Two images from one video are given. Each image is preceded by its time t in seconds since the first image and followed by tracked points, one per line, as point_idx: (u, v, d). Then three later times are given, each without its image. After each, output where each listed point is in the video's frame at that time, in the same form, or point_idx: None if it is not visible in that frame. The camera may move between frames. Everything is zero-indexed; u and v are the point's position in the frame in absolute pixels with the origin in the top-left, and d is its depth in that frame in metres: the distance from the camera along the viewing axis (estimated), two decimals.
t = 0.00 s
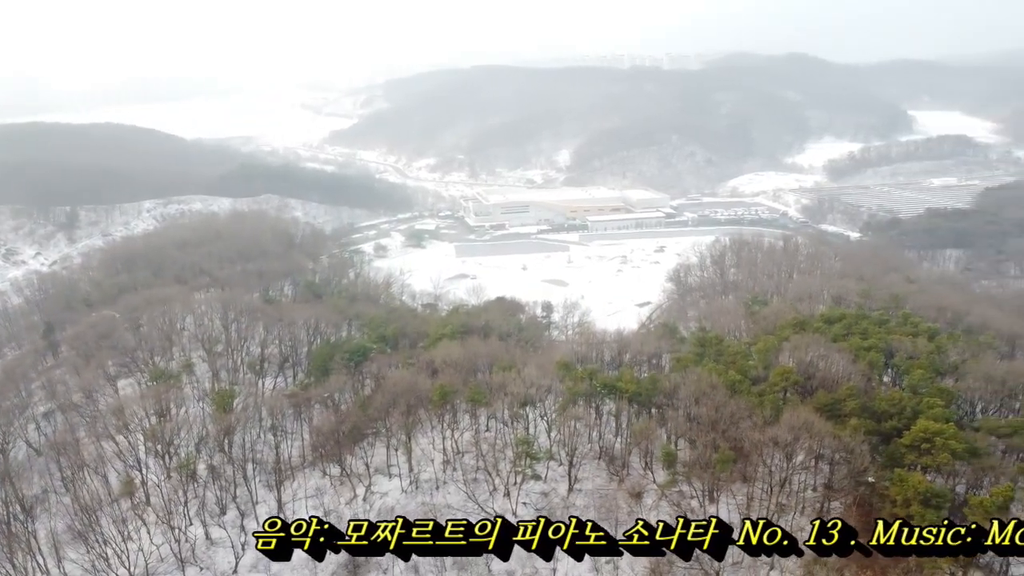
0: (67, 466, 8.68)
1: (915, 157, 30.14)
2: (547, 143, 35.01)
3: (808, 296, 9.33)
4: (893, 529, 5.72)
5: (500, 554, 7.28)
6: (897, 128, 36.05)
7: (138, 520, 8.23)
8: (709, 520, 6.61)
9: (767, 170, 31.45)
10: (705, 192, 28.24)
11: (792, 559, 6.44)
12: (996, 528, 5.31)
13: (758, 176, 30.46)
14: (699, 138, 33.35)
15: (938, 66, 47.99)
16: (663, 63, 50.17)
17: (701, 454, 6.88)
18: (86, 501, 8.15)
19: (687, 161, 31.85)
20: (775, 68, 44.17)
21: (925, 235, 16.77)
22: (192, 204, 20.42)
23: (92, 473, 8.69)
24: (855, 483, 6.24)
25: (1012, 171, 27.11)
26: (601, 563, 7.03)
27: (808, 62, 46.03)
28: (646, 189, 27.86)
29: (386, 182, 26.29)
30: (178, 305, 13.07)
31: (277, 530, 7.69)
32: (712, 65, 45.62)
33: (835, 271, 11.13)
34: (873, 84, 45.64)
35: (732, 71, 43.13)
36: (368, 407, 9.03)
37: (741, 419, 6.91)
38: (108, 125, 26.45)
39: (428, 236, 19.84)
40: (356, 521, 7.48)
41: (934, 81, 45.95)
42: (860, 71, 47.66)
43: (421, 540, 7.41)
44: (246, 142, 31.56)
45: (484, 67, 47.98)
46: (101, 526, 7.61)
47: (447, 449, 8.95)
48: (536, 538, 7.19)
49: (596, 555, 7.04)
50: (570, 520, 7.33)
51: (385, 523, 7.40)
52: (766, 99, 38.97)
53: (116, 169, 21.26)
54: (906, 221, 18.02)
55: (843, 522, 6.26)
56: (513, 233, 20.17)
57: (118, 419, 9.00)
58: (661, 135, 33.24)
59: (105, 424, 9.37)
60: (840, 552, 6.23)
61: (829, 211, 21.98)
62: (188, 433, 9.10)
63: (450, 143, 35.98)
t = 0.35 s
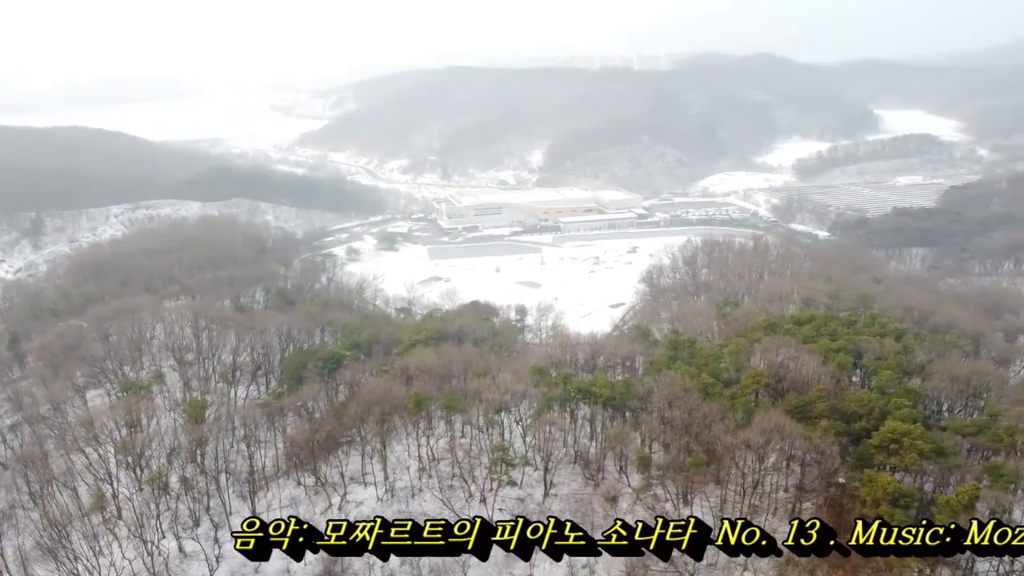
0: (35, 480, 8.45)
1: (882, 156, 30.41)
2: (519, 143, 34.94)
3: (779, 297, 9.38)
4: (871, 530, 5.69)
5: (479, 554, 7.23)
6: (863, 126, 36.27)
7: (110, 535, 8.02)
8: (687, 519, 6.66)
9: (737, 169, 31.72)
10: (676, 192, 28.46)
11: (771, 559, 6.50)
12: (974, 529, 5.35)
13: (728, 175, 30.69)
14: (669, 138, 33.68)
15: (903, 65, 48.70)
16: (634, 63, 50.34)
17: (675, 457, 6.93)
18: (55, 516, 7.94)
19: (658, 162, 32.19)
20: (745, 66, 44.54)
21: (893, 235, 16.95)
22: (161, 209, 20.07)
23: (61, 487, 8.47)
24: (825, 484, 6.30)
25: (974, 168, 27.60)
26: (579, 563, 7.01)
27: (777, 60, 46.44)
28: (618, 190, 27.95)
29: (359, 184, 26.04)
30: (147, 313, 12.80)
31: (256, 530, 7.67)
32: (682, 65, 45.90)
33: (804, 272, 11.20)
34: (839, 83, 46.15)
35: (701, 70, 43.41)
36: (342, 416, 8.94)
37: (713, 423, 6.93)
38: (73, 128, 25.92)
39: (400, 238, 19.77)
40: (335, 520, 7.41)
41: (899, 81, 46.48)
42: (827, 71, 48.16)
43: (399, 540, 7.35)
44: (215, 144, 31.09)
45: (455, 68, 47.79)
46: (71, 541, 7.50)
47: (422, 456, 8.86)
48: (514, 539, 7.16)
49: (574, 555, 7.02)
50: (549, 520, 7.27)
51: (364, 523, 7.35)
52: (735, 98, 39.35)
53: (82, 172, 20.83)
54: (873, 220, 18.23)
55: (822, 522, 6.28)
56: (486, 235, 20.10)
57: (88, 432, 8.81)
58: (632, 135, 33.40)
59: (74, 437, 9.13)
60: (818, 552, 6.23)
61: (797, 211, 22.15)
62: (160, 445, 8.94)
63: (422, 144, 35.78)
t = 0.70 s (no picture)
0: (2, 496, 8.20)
1: (850, 156, 30.67)
2: (492, 145, 34.83)
3: (750, 299, 9.42)
4: (849, 530, 5.59)
5: (457, 553, 7.20)
6: (831, 126, 36.57)
7: (81, 550, 7.81)
8: (667, 519, 6.64)
9: (709, 170, 31.89)
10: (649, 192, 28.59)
11: (750, 559, 6.45)
12: (953, 529, 5.41)
13: (699, 176, 30.88)
14: (642, 139, 33.80)
15: (869, 66, 49.44)
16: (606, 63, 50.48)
17: (649, 461, 6.94)
18: (24, 533, 7.72)
19: (631, 162, 32.32)
20: (716, 66, 44.90)
21: (863, 235, 17.14)
22: (130, 214, 19.66)
23: (30, 502, 8.24)
24: (798, 485, 6.31)
25: (940, 167, 28.07)
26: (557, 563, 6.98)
27: (747, 59, 46.84)
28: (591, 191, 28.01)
29: (332, 187, 25.77)
30: (117, 321, 12.52)
31: (234, 530, 7.55)
32: (653, 65, 46.10)
33: (774, 273, 11.28)
34: (808, 83, 46.55)
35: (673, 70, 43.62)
36: (317, 425, 8.86)
37: (687, 426, 6.93)
38: (38, 132, 25.35)
39: (374, 241, 19.63)
40: (314, 520, 7.36)
41: (866, 81, 46.98)
42: (796, 71, 48.53)
43: (378, 540, 7.30)
44: (185, 147, 30.61)
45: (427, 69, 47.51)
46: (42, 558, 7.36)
47: (398, 464, 8.77)
48: (493, 538, 7.12)
49: (552, 555, 7.00)
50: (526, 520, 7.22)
51: (343, 522, 7.31)
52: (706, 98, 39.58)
53: (48, 176, 20.35)
54: (842, 220, 18.45)
55: (800, 522, 6.25)
56: (461, 237, 20.02)
57: (57, 444, 8.59)
58: (605, 136, 33.52)
59: (43, 449, 8.87)
60: (796, 551, 6.21)
61: (768, 211, 22.29)
62: (132, 456, 8.76)
63: (395, 146, 35.57)
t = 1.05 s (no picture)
0: None
1: (816, 155, 31.06)
2: (462, 146, 34.66)
3: (719, 301, 9.46)
4: (828, 529, 5.60)
5: (436, 554, 7.17)
6: (796, 125, 37.02)
7: (47, 568, 7.58)
8: (645, 520, 6.59)
9: (677, 170, 32.06)
10: (618, 192, 28.66)
11: (725, 559, 6.49)
12: (932, 529, 5.49)
13: (668, 176, 31.00)
14: (611, 139, 33.88)
15: (833, 66, 50.21)
16: (574, 62, 50.55)
17: (622, 466, 6.95)
18: None
19: (601, 162, 32.34)
20: (683, 66, 45.23)
21: (828, 233, 17.35)
22: (93, 219, 19.14)
23: None
24: (767, 486, 6.38)
25: (903, 165, 28.59)
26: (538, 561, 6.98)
27: (714, 59, 47.25)
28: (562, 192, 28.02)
29: (300, 189, 25.40)
30: (81, 331, 12.18)
31: (212, 530, 7.40)
32: (622, 66, 46.29)
33: (742, 274, 11.35)
34: (774, 83, 47.05)
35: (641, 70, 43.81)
36: (287, 435, 8.74)
37: (658, 429, 6.95)
38: None
39: (343, 244, 19.40)
40: (291, 520, 7.25)
41: (831, 81, 47.60)
42: (762, 70, 49.03)
43: (357, 540, 7.18)
44: (149, 151, 29.99)
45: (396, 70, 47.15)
46: None
47: (371, 472, 8.67)
48: (472, 539, 7.10)
49: (531, 555, 6.98)
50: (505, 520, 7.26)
51: (320, 523, 7.14)
52: (674, 97, 39.78)
53: (6, 183, 19.73)
54: (809, 219, 18.69)
55: (779, 522, 6.26)
56: (431, 239, 19.90)
57: (20, 459, 8.32)
58: (575, 136, 33.57)
59: (5, 464, 8.57)
60: (775, 551, 6.21)
61: (735, 211, 22.41)
62: (99, 470, 8.54)
63: (364, 148, 35.25)
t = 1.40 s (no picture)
0: None
1: (782, 154, 31.40)
2: (431, 148, 34.45)
3: (689, 303, 9.50)
4: (808, 528, 5.57)
5: (415, 553, 7.18)
6: (763, 125, 37.42)
7: None
8: (624, 520, 6.56)
9: (645, 169, 32.16)
10: (588, 193, 28.70)
11: (700, 559, 6.53)
12: (912, 528, 5.54)
13: (637, 176, 31.05)
14: (580, 140, 33.88)
15: (798, 65, 50.90)
16: (543, 62, 50.53)
17: (595, 470, 6.92)
18: None
19: (570, 163, 32.29)
20: (651, 66, 45.49)
21: (794, 232, 17.57)
22: (56, 225, 18.57)
23: None
24: (738, 488, 6.35)
25: (866, 164, 29.11)
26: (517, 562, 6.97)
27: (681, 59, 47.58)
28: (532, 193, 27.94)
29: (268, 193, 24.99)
30: (44, 342, 11.80)
31: (191, 529, 7.18)
32: (590, 66, 46.39)
33: (711, 275, 11.41)
34: (740, 82, 47.52)
35: (610, 70, 43.95)
36: (257, 445, 8.48)
37: (630, 435, 6.94)
38: None
39: (312, 248, 19.16)
40: (270, 521, 7.09)
41: (795, 80, 48.24)
42: (728, 69, 49.49)
43: (335, 540, 7.13)
44: (113, 154, 29.31)
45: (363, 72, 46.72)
46: None
47: (344, 481, 8.58)
48: (450, 538, 7.08)
49: (511, 555, 6.93)
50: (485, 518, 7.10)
51: (299, 523, 7.01)
52: (642, 96, 39.95)
53: None
54: (776, 219, 18.88)
55: (757, 521, 6.22)
56: (401, 242, 19.72)
57: None
58: (543, 137, 33.55)
59: None
60: (755, 551, 6.21)
61: (704, 211, 22.60)
62: (66, 485, 8.32)
63: (332, 150, 34.86)
